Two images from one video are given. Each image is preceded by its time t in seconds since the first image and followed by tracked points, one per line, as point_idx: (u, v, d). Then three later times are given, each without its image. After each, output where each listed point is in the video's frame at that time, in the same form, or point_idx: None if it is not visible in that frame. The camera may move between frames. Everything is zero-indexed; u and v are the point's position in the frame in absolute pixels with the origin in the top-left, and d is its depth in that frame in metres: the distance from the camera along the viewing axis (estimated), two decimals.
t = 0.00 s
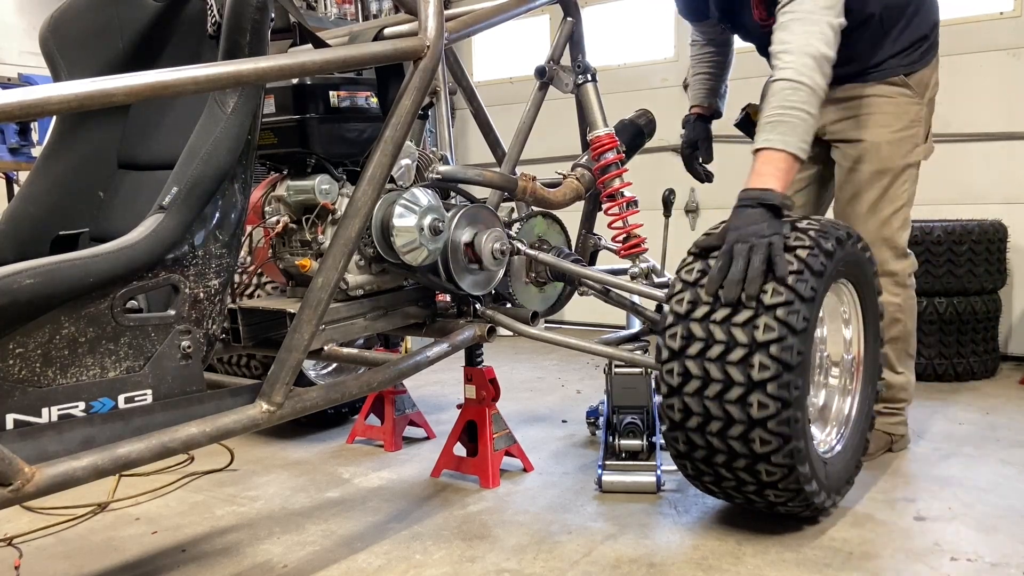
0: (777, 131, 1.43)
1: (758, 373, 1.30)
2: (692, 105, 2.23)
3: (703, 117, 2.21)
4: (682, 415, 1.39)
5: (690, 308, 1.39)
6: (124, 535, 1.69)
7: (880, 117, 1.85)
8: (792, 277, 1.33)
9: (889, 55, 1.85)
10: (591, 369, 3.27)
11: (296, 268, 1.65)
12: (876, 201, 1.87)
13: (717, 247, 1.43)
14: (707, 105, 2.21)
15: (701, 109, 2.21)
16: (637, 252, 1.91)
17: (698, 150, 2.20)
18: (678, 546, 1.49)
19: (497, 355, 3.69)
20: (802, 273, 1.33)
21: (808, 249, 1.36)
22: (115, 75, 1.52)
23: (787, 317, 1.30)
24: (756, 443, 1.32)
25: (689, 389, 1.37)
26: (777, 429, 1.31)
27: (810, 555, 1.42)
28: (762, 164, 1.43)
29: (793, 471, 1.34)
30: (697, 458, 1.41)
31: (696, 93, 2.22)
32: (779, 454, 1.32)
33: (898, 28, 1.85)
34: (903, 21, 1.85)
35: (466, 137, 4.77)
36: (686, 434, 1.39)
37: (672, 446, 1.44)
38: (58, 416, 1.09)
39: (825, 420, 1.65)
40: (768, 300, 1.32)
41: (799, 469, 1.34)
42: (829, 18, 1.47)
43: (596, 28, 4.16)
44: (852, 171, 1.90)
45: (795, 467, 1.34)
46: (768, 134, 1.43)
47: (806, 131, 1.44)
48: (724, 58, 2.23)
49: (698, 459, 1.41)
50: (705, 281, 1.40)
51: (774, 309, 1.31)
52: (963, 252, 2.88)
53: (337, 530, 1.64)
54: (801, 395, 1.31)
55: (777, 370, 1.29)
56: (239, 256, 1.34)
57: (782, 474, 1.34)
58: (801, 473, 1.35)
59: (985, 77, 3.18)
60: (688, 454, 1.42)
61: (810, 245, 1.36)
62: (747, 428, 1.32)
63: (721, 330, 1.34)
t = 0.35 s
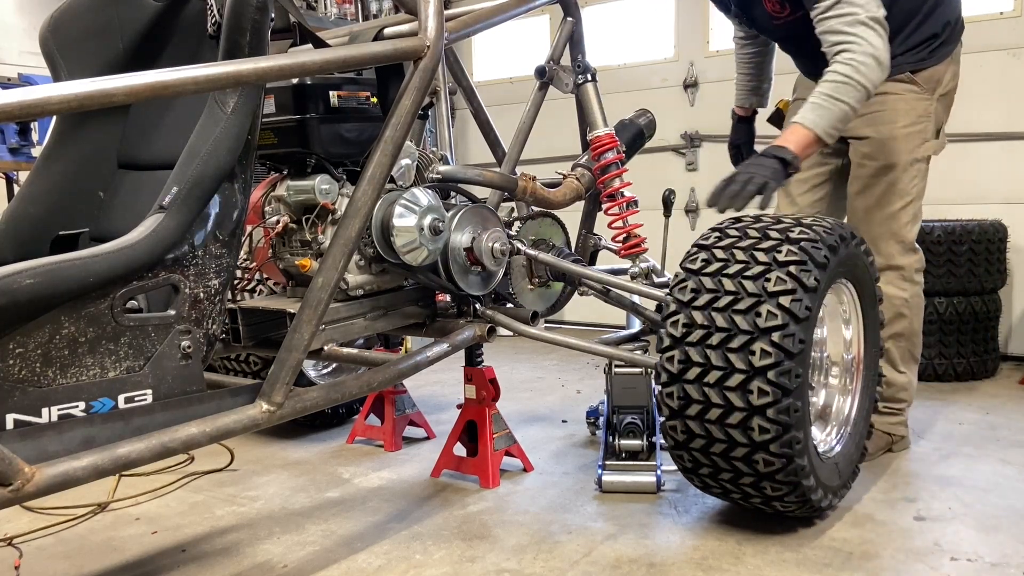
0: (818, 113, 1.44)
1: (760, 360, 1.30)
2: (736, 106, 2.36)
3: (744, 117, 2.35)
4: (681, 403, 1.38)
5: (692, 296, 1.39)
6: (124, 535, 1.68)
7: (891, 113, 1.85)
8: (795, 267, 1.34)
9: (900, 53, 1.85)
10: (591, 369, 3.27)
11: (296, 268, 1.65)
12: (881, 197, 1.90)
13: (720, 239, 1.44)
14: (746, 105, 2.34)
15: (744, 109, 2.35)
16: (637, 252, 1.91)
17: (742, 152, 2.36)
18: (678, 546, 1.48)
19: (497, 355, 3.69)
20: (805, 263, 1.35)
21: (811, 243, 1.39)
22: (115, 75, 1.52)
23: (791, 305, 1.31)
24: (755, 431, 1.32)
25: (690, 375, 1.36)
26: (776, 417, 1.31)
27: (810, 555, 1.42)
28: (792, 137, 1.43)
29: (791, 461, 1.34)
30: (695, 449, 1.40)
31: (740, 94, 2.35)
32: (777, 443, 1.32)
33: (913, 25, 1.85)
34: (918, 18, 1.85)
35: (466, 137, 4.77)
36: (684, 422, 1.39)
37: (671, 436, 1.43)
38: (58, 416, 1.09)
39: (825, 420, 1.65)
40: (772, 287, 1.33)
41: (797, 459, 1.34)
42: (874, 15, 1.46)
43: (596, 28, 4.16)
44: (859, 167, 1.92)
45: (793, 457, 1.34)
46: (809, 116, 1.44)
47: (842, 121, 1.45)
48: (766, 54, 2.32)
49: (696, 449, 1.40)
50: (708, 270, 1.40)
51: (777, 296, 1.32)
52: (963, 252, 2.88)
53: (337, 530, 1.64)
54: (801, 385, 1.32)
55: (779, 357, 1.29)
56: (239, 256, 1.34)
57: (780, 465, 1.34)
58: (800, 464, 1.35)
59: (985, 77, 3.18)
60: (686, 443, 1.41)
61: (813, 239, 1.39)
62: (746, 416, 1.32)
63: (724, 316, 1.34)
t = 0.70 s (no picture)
0: (812, 139, 1.59)
1: (760, 355, 1.30)
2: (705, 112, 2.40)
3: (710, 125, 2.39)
4: (681, 399, 1.38)
5: (694, 292, 1.39)
6: (124, 535, 1.69)
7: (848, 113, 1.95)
8: (797, 263, 1.34)
9: (864, 66, 1.94)
10: (591, 369, 3.27)
11: (296, 268, 1.65)
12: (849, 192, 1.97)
13: (721, 236, 1.45)
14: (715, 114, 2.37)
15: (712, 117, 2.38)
16: (636, 252, 1.91)
17: (696, 158, 2.41)
18: (678, 546, 1.48)
19: (497, 355, 3.69)
20: (806, 260, 1.35)
21: (812, 240, 1.39)
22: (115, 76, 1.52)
23: (792, 301, 1.31)
24: (754, 427, 1.32)
25: (690, 371, 1.36)
26: (776, 413, 1.30)
27: (809, 555, 1.42)
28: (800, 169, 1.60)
29: (790, 458, 1.34)
30: (694, 444, 1.40)
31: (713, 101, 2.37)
32: (777, 439, 1.32)
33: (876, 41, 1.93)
34: (883, 34, 1.93)
35: (466, 137, 4.77)
36: (684, 418, 1.39)
37: (670, 432, 1.42)
38: (58, 416, 1.09)
39: (825, 421, 1.65)
40: (773, 283, 1.33)
41: (796, 456, 1.34)
42: (831, 35, 1.58)
43: (596, 28, 4.17)
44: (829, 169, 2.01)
45: (793, 454, 1.34)
46: (805, 144, 1.59)
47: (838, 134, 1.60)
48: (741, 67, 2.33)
49: (695, 445, 1.40)
50: (709, 266, 1.40)
51: (778, 292, 1.33)
52: (963, 252, 2.88)
53: (337, 530, 1.64)
54: (801, 381, 1.32)
55: (779, 352, 1.29)
56: (239, 256, 1.34)
57: (779, 461, 1.34)
58: (799, 460, 1.35)
59: (984, 77, 3.18)
60: (685, 439, 1.41)
61: (815, 237, 1.39)
62: (746, 412, 1.32)
63: (725, 311, 1.34)
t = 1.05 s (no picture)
0: (786, 139, 1.56)
1: (760, 356, 1.30)
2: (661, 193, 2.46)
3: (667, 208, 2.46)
4: (681, 400, 1.38)
5: (694, 293, 1.39)
6: (124, 535, 1.69)
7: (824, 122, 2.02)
8: (797, 264, 1.34)
9: (842, 80, 1.97)
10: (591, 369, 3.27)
11: (296, 268, 1.65)
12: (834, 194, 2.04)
13: (721, 237, 1.44)
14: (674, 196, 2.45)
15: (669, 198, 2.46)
16: (636, 252, 1.91)
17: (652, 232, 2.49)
18: (678, 546, 1.48)
19: (497, 355, 3.69)
20: (806, 261, 1.35)
21: (812, 241, 1.39)
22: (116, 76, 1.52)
23: (791, 302, 1.31)
24: (754, 428, 1.32)
25: (690, 372, 1.36)
26: (776, 414, 1.30)
27: (809, 555, 1.42)
28: (778, 170, 1.57)
29: (790, 459, 1.34)
30: (694, 445, 1.40)
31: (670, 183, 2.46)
32: (777, 440, 1.32)
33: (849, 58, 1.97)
34: (852, 49, 1.97)
35: (466, 137, 4.77)
36: (684, 419, 1.39)
37: (671, 433, 1.42)
38: (58, 416, 1.09)
39: (825, 421, 1.65)
40: (773, 284, 1.33)
41: (797, 456, 1.34)
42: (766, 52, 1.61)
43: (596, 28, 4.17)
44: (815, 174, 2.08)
45: (793, 455, 1.34)
46: (780, 145, 1.56)
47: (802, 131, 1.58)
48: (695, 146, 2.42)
49: (696, 446, 1.40)
50: (709, 267, 1.40)
51: (778, 293, 1.33)
52: (963, 252, 2.88)
53: (337, 530, 1.64)
54: (801, 382, 1.32)
55: (779, 353, 1.29)
56: (239, 256, 1.34)
57: (779, 462, 1.34)
58: (799, 461, 1.35)
59: (983, 77, 3.18)
60: (686, 440, 1.41)
61: (816, 237, 1.39)
62: (746, 413, 1.32)
63: (725, 312, 1.34)
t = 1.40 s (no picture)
0: (764, 171, 1.59)
1: (760, 356, 1.30)
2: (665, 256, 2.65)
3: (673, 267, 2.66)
4: (681, 399, 1.38)
5: (694, 292, 1.39)
6: (124, 535, 1.69)
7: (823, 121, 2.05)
8: (797, 263, 1.35)
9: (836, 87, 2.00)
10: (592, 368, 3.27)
11: (296, 268, 1.65)
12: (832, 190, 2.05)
13: (721, 236, 1.45)
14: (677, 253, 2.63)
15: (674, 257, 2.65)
16: (636, 251, 1.93)
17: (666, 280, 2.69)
18: (679, 546, 1.48)
19: (498, 355, 3.69)
20: (806, 260, 1.35)
21: (812, 240, 1.39)
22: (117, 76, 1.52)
23: (791, 301, 1.31)
24: (755, 428, 1.32)
25: (690, 371, 1.36)
26: (777, 414, 1.31)
27: (809, 555, 1.42)
28: (760, 199, 1.59)
29: (791, 458, 1.34)
30: (694, 445, 1.40)
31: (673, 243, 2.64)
32: (777, 439, 1.32)
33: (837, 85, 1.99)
34: (838, 61, 1.99)
35: (466, 137, 4.77)
36: (684, 418, 1.39)
37: (671, 432, 1.42)
38: (58, 416, 1.09)
39: (825, 419, 1.65)
40: (773, 283, 1.33)
41: (797, 456, 1.34)
42: (734, 104, 1.68)
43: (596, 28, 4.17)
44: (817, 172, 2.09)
45: (793, 454, 1.34)
46: (758, 177, 1.58)
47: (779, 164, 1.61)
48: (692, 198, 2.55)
49: (696, 445, 1.40)
50: (709, 266, 1.40)
51: (778, 292, 1.33)
52: (963, 252, 2.89)
53: (337, 530, 1.64)
54: (801, 381, 1.32)
55: (780, 352, 1.29)
56: (239, 257, 1.34)
57: (780, 462, 1.34)
58: (799, 460, 1.35)
59: (983, 77, 3.18)
60: (686, 439, 1.41)
61: (815, 236, 1.39)
62: (747, 413, 1.32)
63: (726, 312, 1.34)
